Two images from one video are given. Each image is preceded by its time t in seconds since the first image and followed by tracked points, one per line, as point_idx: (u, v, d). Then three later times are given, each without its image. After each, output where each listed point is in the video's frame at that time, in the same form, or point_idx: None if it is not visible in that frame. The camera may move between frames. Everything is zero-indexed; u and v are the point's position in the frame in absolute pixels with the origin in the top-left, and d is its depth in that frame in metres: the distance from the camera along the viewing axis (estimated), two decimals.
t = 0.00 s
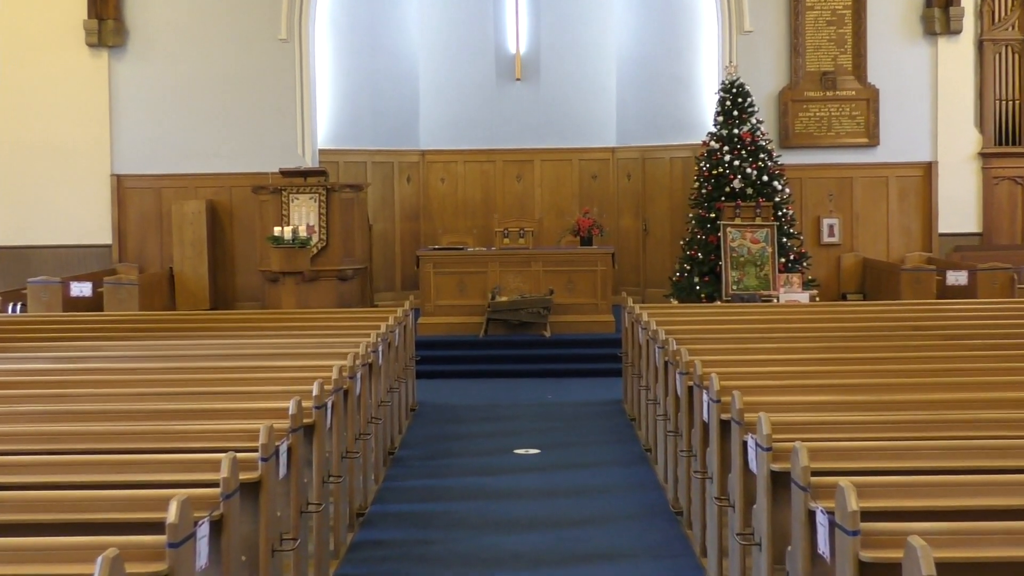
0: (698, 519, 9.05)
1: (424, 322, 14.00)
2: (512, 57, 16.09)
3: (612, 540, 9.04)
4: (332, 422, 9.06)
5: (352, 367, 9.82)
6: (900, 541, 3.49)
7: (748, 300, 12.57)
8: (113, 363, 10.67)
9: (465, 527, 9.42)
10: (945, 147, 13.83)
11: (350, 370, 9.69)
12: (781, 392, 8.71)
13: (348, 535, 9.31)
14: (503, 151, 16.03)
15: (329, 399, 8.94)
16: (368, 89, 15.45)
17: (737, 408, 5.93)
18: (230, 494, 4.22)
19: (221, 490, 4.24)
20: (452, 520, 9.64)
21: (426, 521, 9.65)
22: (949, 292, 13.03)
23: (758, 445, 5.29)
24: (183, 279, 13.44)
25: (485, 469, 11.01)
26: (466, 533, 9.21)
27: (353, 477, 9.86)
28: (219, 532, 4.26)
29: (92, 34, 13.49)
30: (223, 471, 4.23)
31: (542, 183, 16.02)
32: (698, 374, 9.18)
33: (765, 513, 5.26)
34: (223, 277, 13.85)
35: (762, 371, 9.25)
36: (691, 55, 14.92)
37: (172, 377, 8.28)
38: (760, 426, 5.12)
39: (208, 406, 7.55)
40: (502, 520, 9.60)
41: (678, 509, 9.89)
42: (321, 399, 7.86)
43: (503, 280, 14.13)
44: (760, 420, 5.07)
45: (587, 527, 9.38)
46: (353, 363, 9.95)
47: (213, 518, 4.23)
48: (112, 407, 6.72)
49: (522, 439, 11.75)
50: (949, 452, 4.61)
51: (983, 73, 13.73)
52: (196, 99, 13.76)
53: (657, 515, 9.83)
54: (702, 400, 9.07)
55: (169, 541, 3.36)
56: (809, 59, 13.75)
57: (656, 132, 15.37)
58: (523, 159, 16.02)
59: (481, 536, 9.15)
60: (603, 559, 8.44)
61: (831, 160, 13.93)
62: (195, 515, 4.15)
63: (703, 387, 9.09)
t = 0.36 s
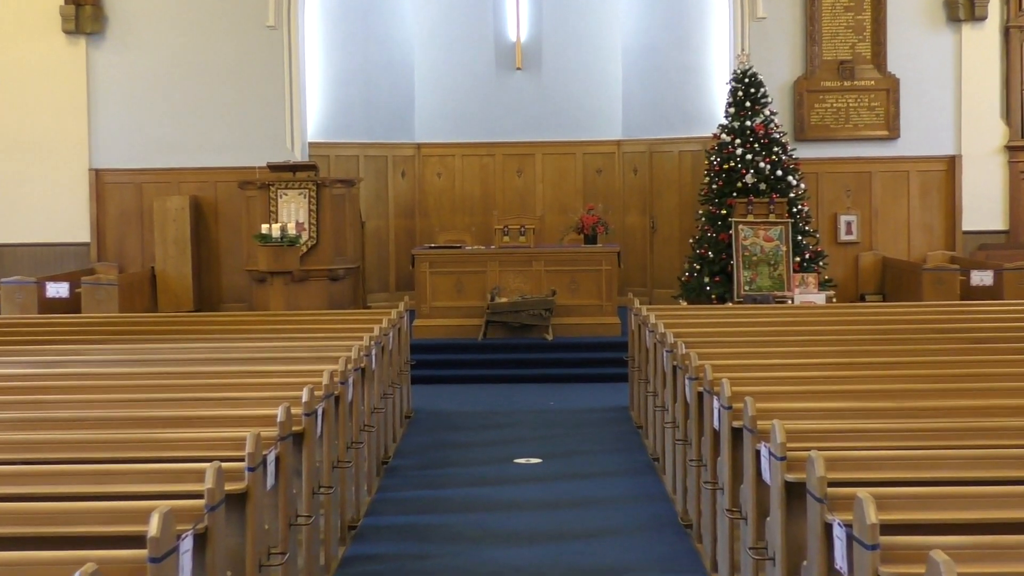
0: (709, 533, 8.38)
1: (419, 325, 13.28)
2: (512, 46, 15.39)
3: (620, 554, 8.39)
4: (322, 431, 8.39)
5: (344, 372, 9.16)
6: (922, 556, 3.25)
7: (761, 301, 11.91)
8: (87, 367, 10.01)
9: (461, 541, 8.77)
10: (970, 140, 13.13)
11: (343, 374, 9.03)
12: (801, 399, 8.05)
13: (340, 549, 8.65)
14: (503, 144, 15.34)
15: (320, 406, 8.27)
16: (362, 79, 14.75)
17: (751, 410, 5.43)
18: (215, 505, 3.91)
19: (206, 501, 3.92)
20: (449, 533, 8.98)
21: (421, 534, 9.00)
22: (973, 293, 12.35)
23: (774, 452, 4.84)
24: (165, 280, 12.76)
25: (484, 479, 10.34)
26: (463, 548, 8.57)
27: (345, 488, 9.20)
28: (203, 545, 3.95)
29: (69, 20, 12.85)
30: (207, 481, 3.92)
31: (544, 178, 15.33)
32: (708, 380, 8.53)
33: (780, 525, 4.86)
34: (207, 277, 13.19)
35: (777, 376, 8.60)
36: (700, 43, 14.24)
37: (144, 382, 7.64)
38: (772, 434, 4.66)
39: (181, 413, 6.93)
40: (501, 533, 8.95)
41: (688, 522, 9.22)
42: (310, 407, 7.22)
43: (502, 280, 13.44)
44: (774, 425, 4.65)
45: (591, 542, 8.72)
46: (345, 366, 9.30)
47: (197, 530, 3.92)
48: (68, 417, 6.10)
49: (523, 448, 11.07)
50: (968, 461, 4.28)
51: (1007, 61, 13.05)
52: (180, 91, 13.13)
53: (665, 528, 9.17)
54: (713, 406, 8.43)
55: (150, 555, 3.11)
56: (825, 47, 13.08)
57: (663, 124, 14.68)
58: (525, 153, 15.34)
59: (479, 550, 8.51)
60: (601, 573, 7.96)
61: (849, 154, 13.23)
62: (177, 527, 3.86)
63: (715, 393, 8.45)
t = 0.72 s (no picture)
0: (723, 550, 7.73)
1: (414, 327, 12.63)
2: (512, 34, 14.74)
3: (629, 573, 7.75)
4: (314, 438, 7.79)
5: (336, 376, 8.57)
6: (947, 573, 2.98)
7: (775, 303, 11.31)
8: (60, 373, 9.38)
9: (457, 557, 8.14)
10: (995, 133, 12.50)
11: (336, 379, 8.43)
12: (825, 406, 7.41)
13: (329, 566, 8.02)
14: (503, 137, 14.75)
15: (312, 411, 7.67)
16: (354, 69, 14.11)
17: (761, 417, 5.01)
18: (199, 518, 3.58)
19: (190, 514, 3.59)
20: (445, 549, 8.35)
21: (415, 549, 8.37)
22: (998, 294, 11.73)
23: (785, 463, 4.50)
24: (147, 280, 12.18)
25: (481, 490, 9.71)
26: (460, 565, 7.94)
27: (336, 501, 8.57)
28: (186, 561, 3.62)
29: (45, 6, 12.27)
30: (191, 491, 3.59)
31: (546, 173, 14.75)
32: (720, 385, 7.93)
33: (796, 542, 4.48)
34: (191, 277, 12.57)
35: (794, 380, 7.99)
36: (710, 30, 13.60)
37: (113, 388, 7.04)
38: (788, 443, 4.35)
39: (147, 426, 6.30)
40: (501, 548, 8.32)
41: (698, 536, 8.59)
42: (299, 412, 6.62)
43: (502, 281, 12.81)
44: (789, 433, 4.32)
45: (594, 557, 8.10)
46: (336, 371, 8.67)
47: (179, 545, 3.60)
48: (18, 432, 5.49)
49: (523, 457, 10.44)
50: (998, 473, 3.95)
51: None
52: (164, 82, 12.58)
53: (674, 542, 8.54)
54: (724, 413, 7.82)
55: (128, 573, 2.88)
56: (842, 35, 12.45)
57: (671, 116, 14.04)
58: (526, 146, 14.75)
59: (478, 568, 7.88)
60: None
61: (868, 147, 12.62)
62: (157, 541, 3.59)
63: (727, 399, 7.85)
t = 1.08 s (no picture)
0: (738, 568, 7.14)
1: (409, 330, 12.01)
2: (512, 21, 14.10)
3: None
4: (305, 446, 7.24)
5: (326, 382, 8.01)
6: None
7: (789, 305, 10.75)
8: (30, 378, 8.81)
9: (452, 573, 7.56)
10: (1020, 125, 11.91)
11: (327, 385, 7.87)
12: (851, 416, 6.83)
13: None
14: (502, 129, 14.16)
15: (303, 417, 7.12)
16: (346, 57, 13.51)
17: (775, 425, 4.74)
18: (182, 530, 3.31)
19: (173, 528, 3.32)
20: (438, 564, 7.78)
21: (407, 564, 7.80)
22: None
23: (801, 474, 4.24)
24: (128, 280, 11.68)
25: (479, 501, 9.12)
26: None
27: (325, 513, 8.00)
28: None
29: None
30: (173, 502, 3.33)
31: (547, 168, 14.16)
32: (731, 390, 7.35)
33: (812, 556, 4.25)
34: (175, 277, 12.05)
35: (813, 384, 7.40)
36: (719, 17, 13.05)
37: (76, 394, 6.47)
38: (802, 450, 4.15)
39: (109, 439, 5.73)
40: (499, 563, 7.75)
41: (709, 551, 8.01)
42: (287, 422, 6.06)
43: (501, 281, 12.17)
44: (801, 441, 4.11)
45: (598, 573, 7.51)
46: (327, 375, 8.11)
47: (163, 561, 3.32)
48: None
49: (524, 467, 9.84)
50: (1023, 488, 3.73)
51: None
52: (148, 73, 12.06)
53: (683, 557, 7.94)
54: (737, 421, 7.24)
55: None
56: (860, 22, 11.86)
57: (680, 107, 13.44)
58: (527, 139, 14.15)
59: None
60: None
61: (886, 140, 12.03)
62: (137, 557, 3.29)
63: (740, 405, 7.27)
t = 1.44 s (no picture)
0: None
1: (404, 333, 11.44)
2: (512, 8, 13.56)
3: None
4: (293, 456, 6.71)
5: (316, 387, 7.48)
6: None
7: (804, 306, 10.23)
8: None
9: None
10: None
11: (317, 392, 7.35)
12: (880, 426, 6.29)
13: None
14: (502, 122, 13.62)
15: (290, 425, 6.59)
16: (339, 45, 12.97)
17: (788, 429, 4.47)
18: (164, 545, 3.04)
19: (155, 541, 3.06)
20: None
21: None
22: None
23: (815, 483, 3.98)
24: (108, 280, 11.18)
25: (476, 513, 8.58)
26: None
27: (314, 526, 7.45)
28: None
29: None
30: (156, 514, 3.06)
31: (549, 162, 13.63)
32: (742, 395, 6.81)
33: (825, 571, 3.99)
34: (158, 277, 11.56)
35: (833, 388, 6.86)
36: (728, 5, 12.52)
37: (35, 402, 5.94)
38: (816, 459, 3.83)
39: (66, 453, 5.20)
40: None
41: (721, 565, 7.46)
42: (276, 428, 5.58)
43: (501, 281, 11.57)
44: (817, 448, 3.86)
45: None
46: (318, 379, 7.58)
47: None
48: None
49: (524, 477, 9.30)
50: None
51: None
52: (131, 63, 11.58)
53: (693, 572, 7.40)
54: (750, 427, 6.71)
55: None
56: (878, 9, 11.33)
57: (689, 98, 12.90)
58: (528, 132, 13.62)
59: None
60: None
61: (905, 133, 11.49)
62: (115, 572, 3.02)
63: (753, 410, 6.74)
